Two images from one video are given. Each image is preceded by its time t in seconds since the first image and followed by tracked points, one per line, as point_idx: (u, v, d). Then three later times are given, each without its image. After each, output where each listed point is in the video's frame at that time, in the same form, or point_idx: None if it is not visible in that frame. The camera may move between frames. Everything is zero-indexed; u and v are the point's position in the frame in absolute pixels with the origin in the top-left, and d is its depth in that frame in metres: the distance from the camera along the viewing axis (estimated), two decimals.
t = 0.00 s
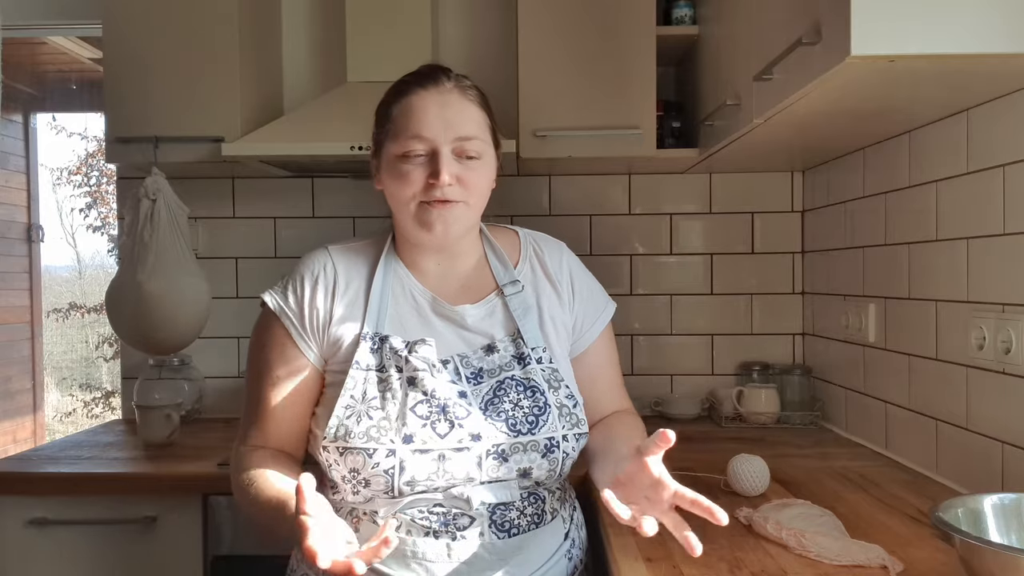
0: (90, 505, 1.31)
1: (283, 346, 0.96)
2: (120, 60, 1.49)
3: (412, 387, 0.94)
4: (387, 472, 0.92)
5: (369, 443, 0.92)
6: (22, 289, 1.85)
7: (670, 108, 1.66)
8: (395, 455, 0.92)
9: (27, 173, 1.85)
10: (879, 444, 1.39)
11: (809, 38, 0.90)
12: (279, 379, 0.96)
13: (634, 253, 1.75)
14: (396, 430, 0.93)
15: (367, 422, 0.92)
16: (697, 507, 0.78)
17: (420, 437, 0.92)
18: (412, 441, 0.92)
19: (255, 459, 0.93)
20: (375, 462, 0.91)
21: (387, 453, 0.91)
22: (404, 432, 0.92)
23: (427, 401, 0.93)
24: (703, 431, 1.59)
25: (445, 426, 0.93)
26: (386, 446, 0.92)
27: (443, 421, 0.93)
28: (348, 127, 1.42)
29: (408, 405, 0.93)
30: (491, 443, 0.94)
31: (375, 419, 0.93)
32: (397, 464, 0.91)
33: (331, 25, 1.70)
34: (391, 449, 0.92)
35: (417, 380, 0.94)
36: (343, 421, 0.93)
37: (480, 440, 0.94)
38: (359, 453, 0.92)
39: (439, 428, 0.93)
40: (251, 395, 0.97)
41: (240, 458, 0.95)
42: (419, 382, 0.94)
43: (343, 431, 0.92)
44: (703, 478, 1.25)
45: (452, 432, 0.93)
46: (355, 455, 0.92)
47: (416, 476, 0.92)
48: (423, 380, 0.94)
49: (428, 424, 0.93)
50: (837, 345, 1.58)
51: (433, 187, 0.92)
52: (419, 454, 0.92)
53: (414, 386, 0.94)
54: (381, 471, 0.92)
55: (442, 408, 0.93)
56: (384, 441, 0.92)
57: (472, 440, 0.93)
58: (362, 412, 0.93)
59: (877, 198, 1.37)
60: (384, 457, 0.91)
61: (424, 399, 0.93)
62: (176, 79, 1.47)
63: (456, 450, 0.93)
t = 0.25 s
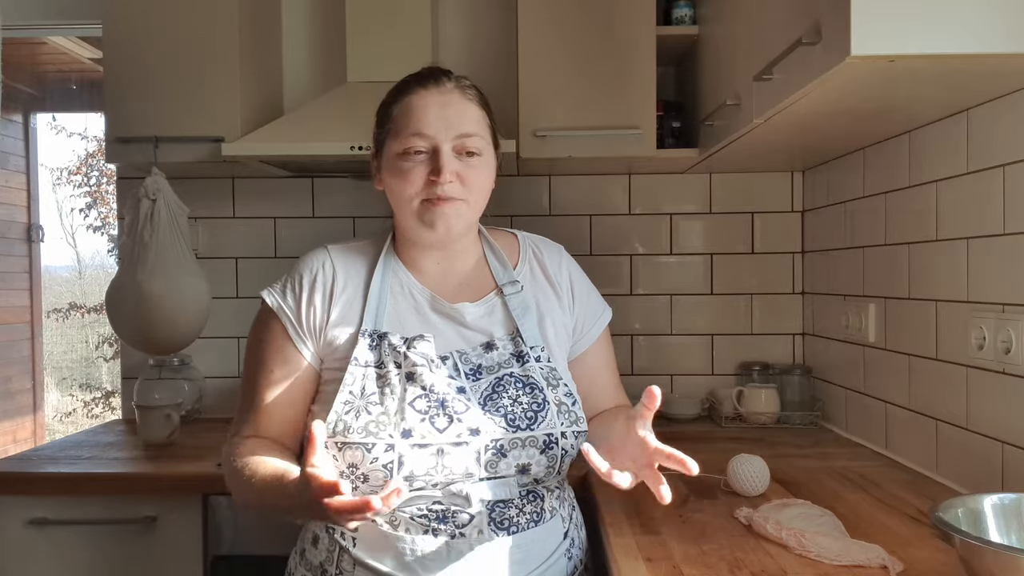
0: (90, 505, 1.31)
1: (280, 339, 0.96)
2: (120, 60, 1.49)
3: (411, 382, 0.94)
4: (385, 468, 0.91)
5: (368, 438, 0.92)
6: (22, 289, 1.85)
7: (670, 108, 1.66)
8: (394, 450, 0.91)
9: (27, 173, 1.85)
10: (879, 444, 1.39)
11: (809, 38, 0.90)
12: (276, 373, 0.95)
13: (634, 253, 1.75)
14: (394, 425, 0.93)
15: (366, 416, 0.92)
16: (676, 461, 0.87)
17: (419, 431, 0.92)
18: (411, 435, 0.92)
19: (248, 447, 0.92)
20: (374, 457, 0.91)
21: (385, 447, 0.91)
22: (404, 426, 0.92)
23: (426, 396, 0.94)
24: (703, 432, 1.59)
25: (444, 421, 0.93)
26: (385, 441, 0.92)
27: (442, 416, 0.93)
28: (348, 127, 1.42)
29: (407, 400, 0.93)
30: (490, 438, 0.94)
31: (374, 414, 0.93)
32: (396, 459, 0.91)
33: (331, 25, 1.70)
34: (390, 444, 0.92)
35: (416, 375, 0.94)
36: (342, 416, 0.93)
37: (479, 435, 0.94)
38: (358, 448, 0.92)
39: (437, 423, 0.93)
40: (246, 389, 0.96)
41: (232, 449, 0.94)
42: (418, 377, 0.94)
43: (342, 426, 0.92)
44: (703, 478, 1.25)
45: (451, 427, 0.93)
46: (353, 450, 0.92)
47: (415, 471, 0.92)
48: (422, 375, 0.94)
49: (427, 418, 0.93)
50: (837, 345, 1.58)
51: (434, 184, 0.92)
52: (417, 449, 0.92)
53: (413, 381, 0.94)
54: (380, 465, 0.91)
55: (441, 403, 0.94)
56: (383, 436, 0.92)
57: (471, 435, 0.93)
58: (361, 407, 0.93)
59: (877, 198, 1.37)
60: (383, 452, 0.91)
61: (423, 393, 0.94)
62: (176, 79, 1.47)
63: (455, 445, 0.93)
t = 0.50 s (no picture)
0: (90, 505, 1.31)
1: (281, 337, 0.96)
2: (120, 60, 1.49)
3: (411, 381, 0.94)
4: (386, 466, 0.92)
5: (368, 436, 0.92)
6: (22, 289, 1.85)
7: (670, 108, 1.66)
8: (394, 448, 0.92)
9: (27, 173, 1.85)
10: (879, 444, 1.39)
11: (809, 39, 0.90)
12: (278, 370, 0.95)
13: (634, 253, 1.75)
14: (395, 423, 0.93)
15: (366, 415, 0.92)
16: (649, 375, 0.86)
17: (419, 430, 0.93)
18: (411, 434, 0.93)
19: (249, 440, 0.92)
20: (375, 455, 0.92)
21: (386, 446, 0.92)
22: (404, 425, 0.93)
23: (427, 395, 0.94)
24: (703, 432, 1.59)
25: (444, 420, 0.93)
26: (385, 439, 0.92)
27: (442, 415, 0.93)
28: (348, 127, 1.42)
29: (407, 398, 0.93)
30: (489, 437, 0.95)
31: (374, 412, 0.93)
32: (396, 457, 0.92)
33: (331, 25, 1.70)
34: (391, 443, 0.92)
35: (416, 374, 0.94)
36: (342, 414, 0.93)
37: (479, 434, 0.94)
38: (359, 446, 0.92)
39: (437, 422, 0.93)
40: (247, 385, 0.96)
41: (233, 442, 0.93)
42: (418, 376, 0.94)
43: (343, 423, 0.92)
44: (703, 478, 1.25)
45: (451, 426, 0.93)
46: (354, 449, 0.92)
47: (415, 470, 0.93)
48: (422, 374, 0.94)
49: (427, 417, 0.93)
50: (836, 344, 1.58)
51: (421, 177, 0.92)
52: (418, 448, 0.93)
53: (413, 380, 0.94)
54: (380, 463, 0.92)
55: (441, 402, 0.94)
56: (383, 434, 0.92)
57: (470, 434, 0.94)
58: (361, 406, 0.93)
59: (877, 197, 1.37)
60: (383, 451, 0.92)
61: (423, 393, 0.94)
62: (176, 79, 1.47)
63: (454, 443, 0.93)
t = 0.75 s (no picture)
0: (90, 506, 1.31)
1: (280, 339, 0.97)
2: (120, 60, 1.49)
3: (411, 381, 0.94)
4: (387, 465, 0.92)
5: (369, 437, 0.92)
6: (22, 289, 1.85)
7: (670, 108, 1.66)
8: (395, 448, 0.92)
9: (27, 173, 1.85)
10: (879, 444, 1.39)
11: (809, 39, 0.90)
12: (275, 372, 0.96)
13: (634, 253, 1.75)
14: (396, 424, 0.93)
15: (367, 415, 0.93)
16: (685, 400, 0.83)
17: (419, 430, 0.93)
18: (412, 434, 0.93)
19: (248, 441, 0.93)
20: (376, 455, 0.92)
21: (387, 446, 0.92)
22: (404, 425, 0.93)
23: (427, 395, 0.94)
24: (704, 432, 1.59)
25: (444, 420, 0.93)
26: (386, 439, 0.92)
27: (442, 415, 0.93)
28: (348, 127, 1.42)
29: (408, 399, 0.94)
30: (489, 436, 0.95)
31: (375, 413, 0.93)
32: (397, 457, 0.92)
33: (331, 25, 1.70)
34: (392, 443, 0.92)
35: (416, 375, 0.94)
36: (343, 415, 0.93)
37: (478, 434, 0.94)
38: (359, 446, 0.92)
39: (438, 422, 0.93)
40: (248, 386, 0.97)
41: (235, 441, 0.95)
42: (418, 377, 0.94)
43: (344, 424, 0.93)
44: (703, 478, 1.25)
45: (451, 427, 0.93)
46: (355, 448, 0.92)
47: (415, 470, 0.93)
48: (423, 375, 0.94)
49: (428, 418, 0.93)
50: (837, 345, 1.58)
51: (431, 191, 0.92)
52: (418, 448, 0.93)
53: (413, 381, 0.94)
54: (381, 463, 0.92)
55: (441, 402, 0.94)
56: (384, 434, 0.92)
57: (470, 434, 0.94)
58: (362, 406, 0.93)
59: (877, 198, 1.37)
60: (384, 450, 0.92)
61: (423, 393, 0.94)
62: (176, 79, 1.47)
63: (455, 444, 0.93)
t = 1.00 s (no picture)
0: (90, 505, 1.31)
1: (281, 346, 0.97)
2: (120, 60, 1.49)
3: (409, 388, 0.94)
4: (386, 472, 0.92)
5: (368, 444, 0.92)
6: (22, 289, 1.85)
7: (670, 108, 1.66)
8: (394, 455, 0.92)
9: (27, 173, 1.85)
10: (879, 444, 1.39)
11: (809, 39, 0.90)
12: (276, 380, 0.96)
13: (634, 253, 1.75)
14: (394, 430, 0.92)
15: (366, 422, 0.92)
16: (696, 462, 0.81)
17: (418, 437, 0.92)
18: (411, 441, 0.92)
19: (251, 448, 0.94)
20: (375, 462, 0.92)
21: (386, 453, 0.92)
22: (403, 432, 0.92)
23: (426, 402, 0.93)
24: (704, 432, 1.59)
25: (443, 426, 0.93)
26: (385, 446, 0.92)
27: (440, 422, 0.93)
28: (348, 127, 1.42)
29: (406, 406, 0.93)
30: (488, 441, 0.94)
31: (374, 420, 0.93)
32: (396, 464, 0.92)
33: (331, 25, 1.70)
34: (391, 450, 0.92)
35: (415, 381, 0.94)
36: (342, 422, 0.93)
37: (477, 440, 0.94)
38: (359, 453, 0.92)
39: (436, 429, 0.93)
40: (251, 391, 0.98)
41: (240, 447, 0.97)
42: (417, 383, 0.94)
43: (343, 432, 0.93)
44: (703, 478, 1.25)
45: (450, 432, 0.93)
46: (355, 455, 0.92)
47: (415, 476, 0.92)
48: (421, 381, 0.94)
49: (426, 424, 0.93)
50: (837, 345, 1.58)
51: (432, 194, 0.93)
52: (417, 454, 0.92)
53: (412, 387, 0.94)
54: (381, 470, 0.92)
55: (440, 409, 0.93)
56: (383, 441, 0.92)
57: (469, 439, 0.93)
58: (361, 413, 0.93)
59: (877, 198, 1.37)
60: (383, 457, 0.92)
61: (422, 399, 0.93)
62: (176, 79, 1.48)
63: (454, 449, 0.93)
